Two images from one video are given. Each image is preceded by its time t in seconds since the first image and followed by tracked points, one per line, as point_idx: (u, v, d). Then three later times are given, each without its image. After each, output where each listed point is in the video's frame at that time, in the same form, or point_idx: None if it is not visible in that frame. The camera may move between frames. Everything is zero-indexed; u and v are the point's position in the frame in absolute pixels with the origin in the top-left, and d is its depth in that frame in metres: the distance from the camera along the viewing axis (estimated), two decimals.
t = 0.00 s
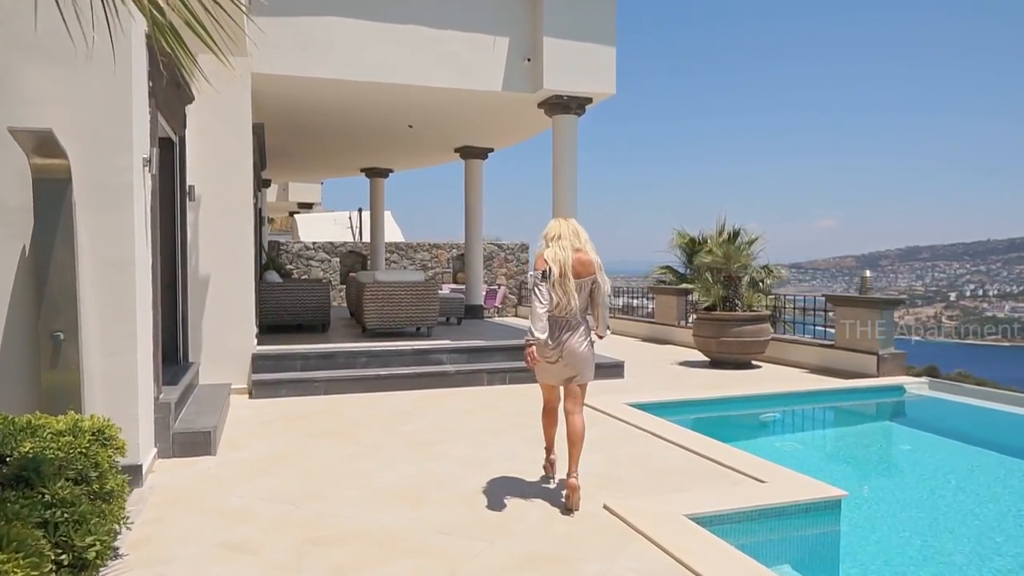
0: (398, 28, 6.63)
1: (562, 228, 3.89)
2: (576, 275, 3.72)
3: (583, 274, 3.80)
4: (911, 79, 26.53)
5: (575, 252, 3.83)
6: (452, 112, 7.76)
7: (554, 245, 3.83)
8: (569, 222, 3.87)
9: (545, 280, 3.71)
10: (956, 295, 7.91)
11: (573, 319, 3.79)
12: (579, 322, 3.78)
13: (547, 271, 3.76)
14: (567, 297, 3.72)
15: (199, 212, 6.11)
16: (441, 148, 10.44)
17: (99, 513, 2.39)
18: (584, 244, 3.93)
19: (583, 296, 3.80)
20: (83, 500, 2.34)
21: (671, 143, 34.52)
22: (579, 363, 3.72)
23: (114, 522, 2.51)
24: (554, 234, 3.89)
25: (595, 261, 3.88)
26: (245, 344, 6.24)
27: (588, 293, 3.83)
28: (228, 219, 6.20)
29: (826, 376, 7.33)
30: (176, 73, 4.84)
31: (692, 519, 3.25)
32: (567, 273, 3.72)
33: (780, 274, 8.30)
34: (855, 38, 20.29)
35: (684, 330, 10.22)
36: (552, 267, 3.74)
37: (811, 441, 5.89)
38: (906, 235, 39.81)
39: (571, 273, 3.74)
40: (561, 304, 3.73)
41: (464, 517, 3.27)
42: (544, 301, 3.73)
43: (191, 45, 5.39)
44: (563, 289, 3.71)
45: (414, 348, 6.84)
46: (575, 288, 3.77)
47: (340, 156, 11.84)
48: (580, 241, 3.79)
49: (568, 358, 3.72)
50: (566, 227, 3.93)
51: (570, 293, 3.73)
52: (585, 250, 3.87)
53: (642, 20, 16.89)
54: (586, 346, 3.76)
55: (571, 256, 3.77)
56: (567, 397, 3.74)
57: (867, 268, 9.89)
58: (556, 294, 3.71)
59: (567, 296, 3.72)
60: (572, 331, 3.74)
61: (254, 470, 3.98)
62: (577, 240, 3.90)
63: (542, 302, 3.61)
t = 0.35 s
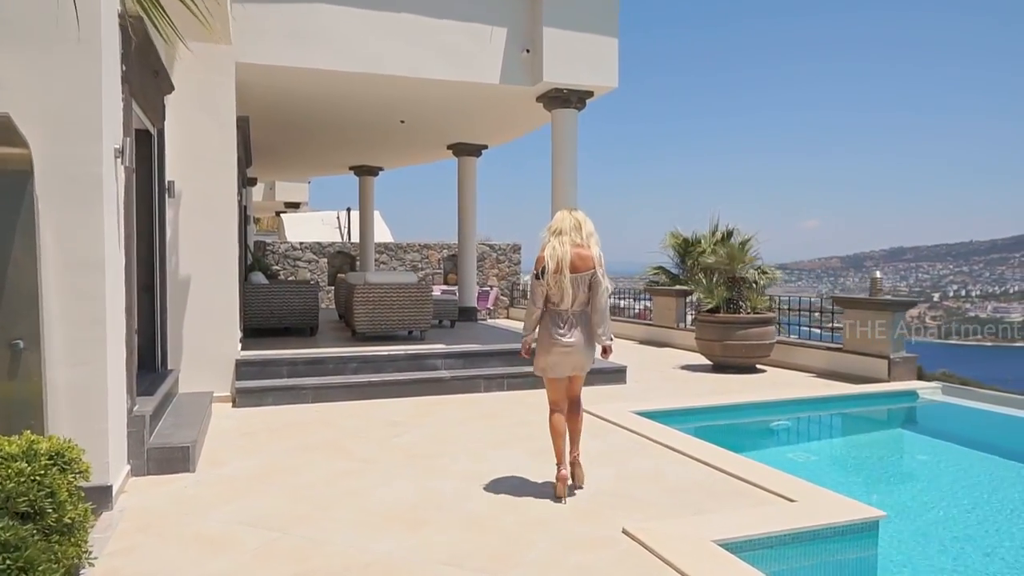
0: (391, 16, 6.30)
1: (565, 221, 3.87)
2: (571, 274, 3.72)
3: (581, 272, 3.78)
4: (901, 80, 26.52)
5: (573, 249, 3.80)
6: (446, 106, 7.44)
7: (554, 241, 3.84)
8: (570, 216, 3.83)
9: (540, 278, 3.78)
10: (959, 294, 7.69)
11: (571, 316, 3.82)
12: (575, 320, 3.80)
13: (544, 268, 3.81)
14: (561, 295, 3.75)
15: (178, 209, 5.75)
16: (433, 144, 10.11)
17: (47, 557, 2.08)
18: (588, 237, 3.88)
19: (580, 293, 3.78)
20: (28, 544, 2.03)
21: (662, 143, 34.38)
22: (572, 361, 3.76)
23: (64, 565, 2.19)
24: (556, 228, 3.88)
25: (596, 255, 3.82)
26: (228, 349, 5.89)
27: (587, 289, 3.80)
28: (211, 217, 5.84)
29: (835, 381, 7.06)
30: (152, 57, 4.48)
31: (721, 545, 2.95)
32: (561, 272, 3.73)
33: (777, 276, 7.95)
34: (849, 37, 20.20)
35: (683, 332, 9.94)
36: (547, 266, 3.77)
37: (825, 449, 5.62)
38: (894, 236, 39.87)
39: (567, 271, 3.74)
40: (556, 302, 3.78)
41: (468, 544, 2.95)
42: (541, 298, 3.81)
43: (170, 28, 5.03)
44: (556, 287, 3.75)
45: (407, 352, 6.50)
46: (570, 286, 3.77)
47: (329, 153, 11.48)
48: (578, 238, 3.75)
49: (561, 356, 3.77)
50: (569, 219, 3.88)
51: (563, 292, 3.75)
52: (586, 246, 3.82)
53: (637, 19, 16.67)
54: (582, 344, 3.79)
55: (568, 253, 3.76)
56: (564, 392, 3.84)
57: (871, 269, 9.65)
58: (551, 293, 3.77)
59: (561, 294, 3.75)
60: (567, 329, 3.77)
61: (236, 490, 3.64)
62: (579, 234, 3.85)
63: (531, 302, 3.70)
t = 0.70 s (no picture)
0: None
1: (542, 227, 3.73)
2: (545, 280, 3.57)
3: (557, 277, 3.61)
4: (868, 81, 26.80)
5: (550, 254, 3.65)
6: (418, 97, 7.08)
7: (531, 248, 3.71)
8: (546, 220, 3.69)
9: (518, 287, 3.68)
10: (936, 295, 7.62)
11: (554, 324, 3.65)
12: (556, 327, 3.62)
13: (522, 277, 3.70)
14: (538, 303, 3.61)
15: (129, 204, 5.31)
16: (405, 139, 9.73)
17: None
18: (568, 241, 3.71)
19: (558, 300, 3.60)
20: None
21: (633, 142, 34.30)
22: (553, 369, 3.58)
23: None
24: (535, 234, 3.75)
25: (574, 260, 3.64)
26: (185, 355, 5.48)
27: (567, 295, 3.62)
28: (165, 213, 5.41)
29: (820, 384, 6.88)
30: (95, 35, 4.06)
31: None
32: (536, 280, 3.60)
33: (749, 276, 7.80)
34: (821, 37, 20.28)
35: (661, 334, 9.72)
36: (523, 275, 3.65)
37: (817, 455, 5.42)
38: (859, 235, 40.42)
39: (542, 278, 3.59)
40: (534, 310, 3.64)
41: None
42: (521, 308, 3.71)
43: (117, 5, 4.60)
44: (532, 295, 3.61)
45: (379, 357, 6.15)
46: (548, 293, 3.61)
47: (294, 148, 11.02)
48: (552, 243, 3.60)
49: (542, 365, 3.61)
50: (548, 223, 3.73)
51: (539, 299, 3.60)
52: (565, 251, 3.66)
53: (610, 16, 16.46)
54: (564, 352, 3.61)
55: (543, 260, 3.61)
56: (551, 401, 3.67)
57: (850, 270, 9.54)
58: (529, 301, 3.65)
59: (538, 302, 3.61)
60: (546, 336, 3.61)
61: (189, 516, 3.26)
62: (558, 239, 3.69)
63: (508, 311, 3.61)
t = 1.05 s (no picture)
0: None
1: (532, 228, 3.83)
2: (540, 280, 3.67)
3: (550, 278, 3.74)
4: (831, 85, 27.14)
5: (541, 256, 3.77)
6: (389, 88, 6.74)
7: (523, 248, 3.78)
8: (538, 223, 3.79)
9: (507, 284, 3.71)
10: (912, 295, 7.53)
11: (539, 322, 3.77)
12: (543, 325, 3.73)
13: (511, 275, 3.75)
14: (530, 302, 3.69)
15: (74, 199, 4.86)
16: (372, 134, 9.34)
17: None
18: (555, 245, 3.85)
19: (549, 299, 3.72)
20: None
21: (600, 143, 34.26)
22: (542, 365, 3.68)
23: None
24: (523, 234, 3.83)
25: (563, 264, 3.81)
26: (137, 363, 5.06)
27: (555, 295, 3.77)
28: (114, 209, 4.98)
29: (804, 388, 6.72)
30: (33, 11, 3.64)
31: None
32: (530, 279, 3.68)
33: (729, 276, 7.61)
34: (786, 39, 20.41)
35: (637, 336, 9.50)
36: (516, 273, 3.71)
37: (808, 461, 5.24)
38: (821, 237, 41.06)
39: (537, 277, 3.69)
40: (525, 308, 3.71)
41: None
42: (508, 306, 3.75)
43: None
44: (525, 293, 3.69)
45: (348, 363, 5.80)
46: (539, 293, 3.73)
47: (256, 143, 10.54)
48: (548, 244, 3.73)
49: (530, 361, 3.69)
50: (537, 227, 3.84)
51: (532, 298, 3.69)
52: (554, 254, 3.81)
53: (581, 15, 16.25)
54: (552, 350, 3.73)
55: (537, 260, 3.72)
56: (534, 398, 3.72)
57: (825, 272, 9.45)
58: (520, 299, 3.71)
59: (531, 300, 3.69)
60: (536, 334, 3.70)
61: (140, 548, 2.90)
62: (548, 242, 3.83)
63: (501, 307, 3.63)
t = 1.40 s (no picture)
0: None
1: (515, 224, 3.77)
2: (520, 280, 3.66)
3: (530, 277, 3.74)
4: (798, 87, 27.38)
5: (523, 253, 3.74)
6: (362, 80, 6.39)
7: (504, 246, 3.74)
8: (522, 219, 3.75)
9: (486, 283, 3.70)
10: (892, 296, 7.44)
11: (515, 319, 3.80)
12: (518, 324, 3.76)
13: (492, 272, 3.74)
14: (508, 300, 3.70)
15: (18, 196, 4.43)
16: (343, 129, 8.95)
17: None
18: (536, 242, 3.82)
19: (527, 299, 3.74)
20: None
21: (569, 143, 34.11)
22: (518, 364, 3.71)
23: None
24: (506, 230, 3.79)
25: (544, 262, 3.80)
26: (90, 375, 4.65)
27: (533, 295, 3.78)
28: (63, 207, 4.56)
29: (794, 392, 6.54)
30: None
31: None
32: (510, 279, 3.67)
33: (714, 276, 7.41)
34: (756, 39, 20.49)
35: (617, 338, 9.27)
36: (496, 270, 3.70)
37: (807, 469, 5.04)
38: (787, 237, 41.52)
39: (515, 276, 3.68)
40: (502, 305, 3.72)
41: None
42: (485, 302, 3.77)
43: None
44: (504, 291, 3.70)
45: (322, 371, 5.43)
46: (518, 292, 3.73)
47: (219, 138, 10.06)
48: (529, 243, 3.70)
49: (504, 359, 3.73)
50: (520, 223, 3.79)
51: (511, 296, 3.70)
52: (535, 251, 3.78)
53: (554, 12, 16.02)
54: (528, 349, 3.77)
55: (518, 260, 3.69)
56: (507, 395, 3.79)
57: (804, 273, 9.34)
58: (498, 298, 3.72)
59: (509, 299, 3.71)
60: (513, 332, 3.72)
61: None
62: (530, 238, 3.79)
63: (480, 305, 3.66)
